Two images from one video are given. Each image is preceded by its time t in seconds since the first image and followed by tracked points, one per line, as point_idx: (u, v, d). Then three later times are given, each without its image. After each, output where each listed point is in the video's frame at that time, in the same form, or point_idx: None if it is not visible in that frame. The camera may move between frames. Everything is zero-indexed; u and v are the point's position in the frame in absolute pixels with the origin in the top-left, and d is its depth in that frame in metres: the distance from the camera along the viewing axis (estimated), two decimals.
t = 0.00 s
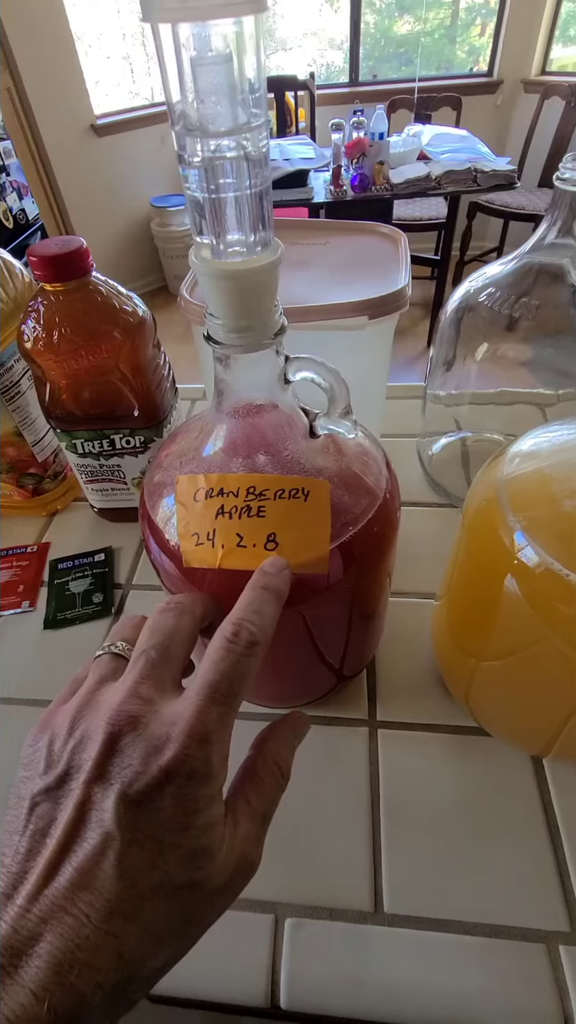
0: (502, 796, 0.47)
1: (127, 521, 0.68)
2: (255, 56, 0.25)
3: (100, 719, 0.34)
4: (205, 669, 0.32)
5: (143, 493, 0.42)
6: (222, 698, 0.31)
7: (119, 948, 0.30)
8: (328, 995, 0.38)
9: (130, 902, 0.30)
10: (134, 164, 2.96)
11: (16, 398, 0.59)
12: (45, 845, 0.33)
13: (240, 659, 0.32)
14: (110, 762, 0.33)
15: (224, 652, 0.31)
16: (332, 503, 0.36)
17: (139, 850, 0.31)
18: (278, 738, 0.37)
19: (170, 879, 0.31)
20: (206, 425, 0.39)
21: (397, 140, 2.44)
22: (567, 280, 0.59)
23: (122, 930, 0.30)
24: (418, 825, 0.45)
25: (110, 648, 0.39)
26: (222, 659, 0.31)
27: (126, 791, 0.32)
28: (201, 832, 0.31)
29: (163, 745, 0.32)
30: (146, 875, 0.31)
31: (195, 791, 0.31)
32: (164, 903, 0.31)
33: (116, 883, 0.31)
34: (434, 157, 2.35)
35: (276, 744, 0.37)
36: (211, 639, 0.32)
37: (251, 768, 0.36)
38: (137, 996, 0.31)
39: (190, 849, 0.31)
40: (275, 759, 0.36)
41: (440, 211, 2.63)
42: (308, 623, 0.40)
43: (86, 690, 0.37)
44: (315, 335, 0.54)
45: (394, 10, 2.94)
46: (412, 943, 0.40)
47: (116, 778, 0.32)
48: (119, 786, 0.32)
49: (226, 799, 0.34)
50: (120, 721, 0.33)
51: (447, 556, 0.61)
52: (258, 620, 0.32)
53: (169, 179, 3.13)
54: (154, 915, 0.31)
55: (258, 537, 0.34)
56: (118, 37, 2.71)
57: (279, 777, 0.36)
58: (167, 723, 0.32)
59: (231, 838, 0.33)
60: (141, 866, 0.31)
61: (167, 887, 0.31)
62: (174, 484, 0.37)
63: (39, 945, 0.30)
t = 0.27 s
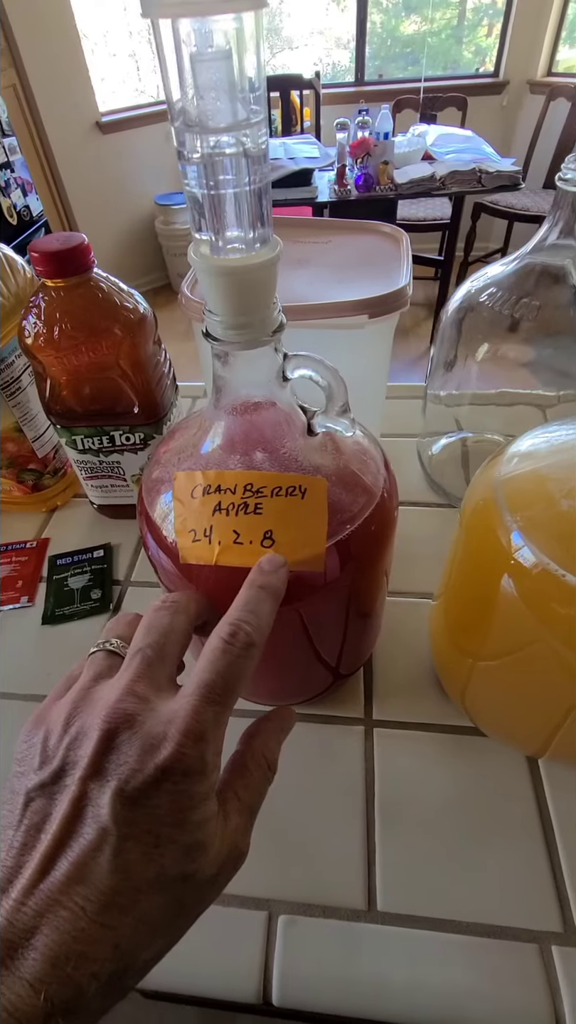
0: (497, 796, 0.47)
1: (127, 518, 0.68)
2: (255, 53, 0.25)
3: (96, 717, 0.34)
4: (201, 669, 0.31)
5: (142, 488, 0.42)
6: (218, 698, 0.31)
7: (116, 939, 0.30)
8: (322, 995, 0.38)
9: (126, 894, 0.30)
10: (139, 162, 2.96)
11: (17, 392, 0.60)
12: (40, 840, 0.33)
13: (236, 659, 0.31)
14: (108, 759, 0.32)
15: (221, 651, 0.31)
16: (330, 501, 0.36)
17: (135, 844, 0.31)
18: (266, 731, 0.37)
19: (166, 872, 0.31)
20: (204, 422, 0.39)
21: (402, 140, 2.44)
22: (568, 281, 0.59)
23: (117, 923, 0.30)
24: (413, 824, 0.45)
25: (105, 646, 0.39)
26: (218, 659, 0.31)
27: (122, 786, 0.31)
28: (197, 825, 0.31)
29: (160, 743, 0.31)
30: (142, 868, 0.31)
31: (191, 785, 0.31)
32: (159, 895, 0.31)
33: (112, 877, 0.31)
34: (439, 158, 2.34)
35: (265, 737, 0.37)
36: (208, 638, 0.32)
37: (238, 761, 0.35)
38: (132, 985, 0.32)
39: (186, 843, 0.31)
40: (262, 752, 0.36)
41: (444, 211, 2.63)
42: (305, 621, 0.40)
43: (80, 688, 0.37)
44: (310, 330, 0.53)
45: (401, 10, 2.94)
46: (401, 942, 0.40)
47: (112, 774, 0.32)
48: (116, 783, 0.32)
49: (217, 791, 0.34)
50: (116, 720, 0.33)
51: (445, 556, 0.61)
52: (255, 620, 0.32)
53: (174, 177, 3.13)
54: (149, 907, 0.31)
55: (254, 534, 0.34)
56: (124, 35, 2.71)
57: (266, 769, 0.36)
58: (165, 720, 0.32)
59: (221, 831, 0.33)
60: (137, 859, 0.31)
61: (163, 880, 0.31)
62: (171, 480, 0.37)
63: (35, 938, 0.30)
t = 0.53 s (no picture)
0: (492, 797, 0.47)
1: (127, 516, 0.68)
2: (254, 52, 0.25)
3: (93, 713, 0.34)
4: (199, 666, 0.32)
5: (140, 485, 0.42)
6: (214, 696, 0.31)
7: (112, 932, 0.30)
8: (315, 993, 0.39)
9: (123, 888, 0.31)
10: (144, 160, 2.96)
11: (18, 390, 0.60)
12: (35, 835, 0.33)
13: (234, 658, 0.32)
14: (105, 755, 0.32)
15: (219, 651, 0.31)
16: (327, 501, 0.36)
17: (132, 839, 0.31)
18: (255, 723, 0.37)
19: (162, 867, 0.31)
20: (202, 420, 0.39)
21: (407, 140, 2.44)
22: (570, 283, 0.59)
23: (114, 917, 0.30)
24: (408, 823, 0.45)
25: (100, 642, 0.39)
26: (217, 659, 0.31)
27: (119, 782, 0.31)
28: (192, 820, 0.32)
29: (158, 740, 0.31)
30: (138, 862, 0.31)
31: (186, 781, 0.31)
32: (155, 889, 0.31)
33: (108, 871, 0.31)
34: (444, 158, 2.34)
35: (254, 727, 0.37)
36: (206, 637, 0.32)
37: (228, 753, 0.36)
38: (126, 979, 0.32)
39: (183, 838, 0.31)
40: (252, 743, 0.37)
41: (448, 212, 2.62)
42: (302, 620, 0.40)
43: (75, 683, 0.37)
44: (309, 328, 0.53)
45: (408, 10, 2.94)
46: (395, 941, 0.40)
47: (109, 771, 0.32)
48: (114, 779, 0.32)
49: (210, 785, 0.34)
50: (114, 716, 0.33)
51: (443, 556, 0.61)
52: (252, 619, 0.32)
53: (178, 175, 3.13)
54: (146, 901, 0.31)
55: (251, 532, 0.34)
56: (130, 32, 2.71)
57: (255, 760, 0.36)
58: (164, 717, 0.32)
59: (215, 825, 0.33)
60: (133, 854, 0.31)
61: (159, 874, 0.31)
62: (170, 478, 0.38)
63: (31, 932, 0.30)
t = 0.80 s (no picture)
0: (479, 796, 0.47)
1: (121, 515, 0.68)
2: (234, 53, 0.25)
3: (77, 713, 0.34)
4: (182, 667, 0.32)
5: (129, 486, 0.42)
6: (198, 695, 0.32)
7: (94, 931, 0.30)
8: (300, 991, 0.39)
9: (106, 887, 0.31)
10: (147, 159, 2.96)
11: (13, 389, 0.60)
12: (18, 835, 0.33)
13: (218, 658, 0.31)
14: (89, 755, 0.33)
15: (203, 651, 0.31)
16: (312, 500, 0.36)
17: (115, 838, 0.31)
18: (240, 722, 0.37)
19: (145, 866, 0.31)
20: (189, 420, 0.39)
21: (409, 140, 2.44)
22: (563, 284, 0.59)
23: (97, 916, 0.30)
24: (395, 823, 0.46)
25: (87, 643, 0.39)
26: (201, 658, 0.31)
27: (103, 782, 0.32)
28: (175, 820, 0.32)
29: (141, 739, 0.32)
30: (121, 861, 0.31)
31: (170, 781, 0.31)
32: (138, 888, 0.31)
33: (91, 870, 0.31)
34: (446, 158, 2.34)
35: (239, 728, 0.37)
36: (191, 637, 0.32)
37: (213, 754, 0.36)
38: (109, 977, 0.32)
39: (166, 836, 0.31)
40: (237, 742, 0.37)
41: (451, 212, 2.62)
42: (290, 618, 0.40)
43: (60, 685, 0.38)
44: (299, 329, 0.53)
45: (413, 10, 2.93)
46: (380, 940, 0.40)
47: (93, 771, 0.32)
48: (97, 779, 0.32)
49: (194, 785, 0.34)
50: (98, 717, 0.33)
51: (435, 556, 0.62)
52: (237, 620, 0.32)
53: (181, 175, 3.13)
54: (129, 900, 0.31)
55: (236, 531, 0.34)
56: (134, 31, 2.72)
57: (239, 760, 0.36)
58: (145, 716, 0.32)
59: (199, 823, 0.33)
60: (117, 853, 0.31)
61: (142, 873, 0.31)
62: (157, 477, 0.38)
63: (13, 932, 0.30)
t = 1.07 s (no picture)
0: (457, 791, 0.47)
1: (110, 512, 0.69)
2: (196, 56, 0.25)
3: (52, 709, 0.35)
4: (155, 661, 0.32)
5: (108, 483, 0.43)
6: (171, 688, 0.32)
7: (65, 920, 0.31)
8: (275, 981, 0.39)
9: (79, 876, 0.31)
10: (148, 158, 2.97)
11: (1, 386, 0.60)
12: None
13: (190, 651, 0.32)
14: (63, 749, 0.33)
15: (175, 644, 0.32)
16: (285, 496, 0.37)
17: (88, 829, 0.32)
18: (222, 721, 0.38)
19: (116, 857, 0.32)
20: (166, 417, 0.40)
21: (409, 140, 2.44)
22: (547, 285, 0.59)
23: (69, 904, 0.31)
24: (372, 817, 0.46)
25: (63, 640, 0.40)
26: (172, 651, 0.32)
27: (77, 775, 0.32)
28: (148, 812, 0.32)
29: (114, 733, 0.32)
30: (92, 852, 0.32)
31: (141, 773, 0.32)
32: (110, 878, 0.32)
33: (64, 860, 0.31)
34: (445, 158, 2.34)
35: (220, 724, 0.38)
36: (164, 631, 0.33)
37: (193, 750, 0.36)
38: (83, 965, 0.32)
39: (138, 827, 0.32)
40: (218, 741, 0.37)
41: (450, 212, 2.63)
42: (269, 614, 0.41)
43: (37, 681, 0.38)
44: (284, 330, 0.54)
45: (416, 9, 2.93)
46: (356, 931, 0.41)
47: (67, 764, 0.33)
48: (70, 772, 0.32)
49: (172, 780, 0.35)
50: (71, 711, 0.34)
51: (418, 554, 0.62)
52: (209, 614, 0.32)
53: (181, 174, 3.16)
54: (101, 889, 0.32)
55: (210, 526, 0.35)
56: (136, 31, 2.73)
57: (221, 757, 0.37)
58: (119, 710, 0.33)
59: (174, 816, 0.34)
60: (88, 845, 0.32)
61: (114, 863, 0.32)
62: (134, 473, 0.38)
63: None
